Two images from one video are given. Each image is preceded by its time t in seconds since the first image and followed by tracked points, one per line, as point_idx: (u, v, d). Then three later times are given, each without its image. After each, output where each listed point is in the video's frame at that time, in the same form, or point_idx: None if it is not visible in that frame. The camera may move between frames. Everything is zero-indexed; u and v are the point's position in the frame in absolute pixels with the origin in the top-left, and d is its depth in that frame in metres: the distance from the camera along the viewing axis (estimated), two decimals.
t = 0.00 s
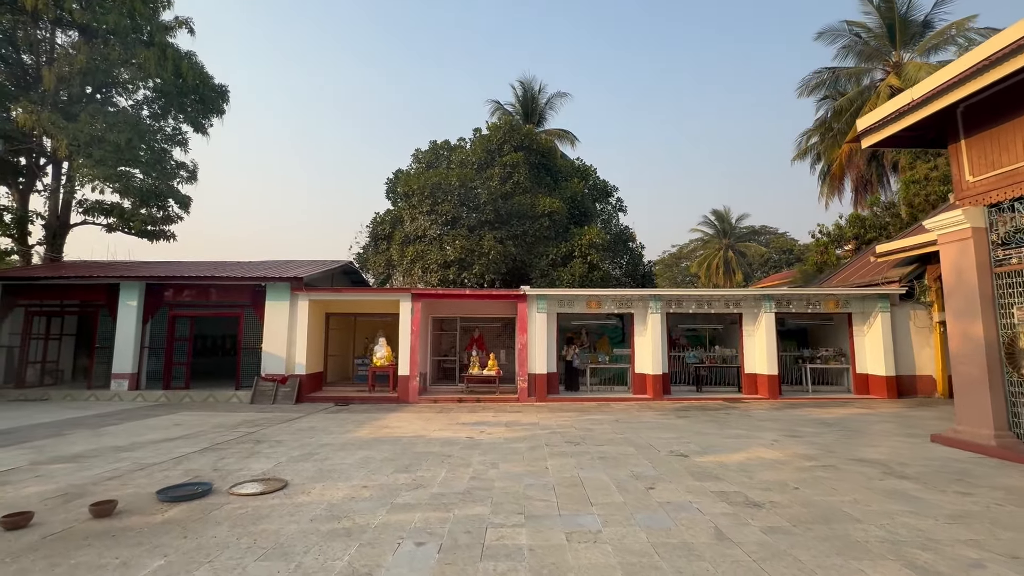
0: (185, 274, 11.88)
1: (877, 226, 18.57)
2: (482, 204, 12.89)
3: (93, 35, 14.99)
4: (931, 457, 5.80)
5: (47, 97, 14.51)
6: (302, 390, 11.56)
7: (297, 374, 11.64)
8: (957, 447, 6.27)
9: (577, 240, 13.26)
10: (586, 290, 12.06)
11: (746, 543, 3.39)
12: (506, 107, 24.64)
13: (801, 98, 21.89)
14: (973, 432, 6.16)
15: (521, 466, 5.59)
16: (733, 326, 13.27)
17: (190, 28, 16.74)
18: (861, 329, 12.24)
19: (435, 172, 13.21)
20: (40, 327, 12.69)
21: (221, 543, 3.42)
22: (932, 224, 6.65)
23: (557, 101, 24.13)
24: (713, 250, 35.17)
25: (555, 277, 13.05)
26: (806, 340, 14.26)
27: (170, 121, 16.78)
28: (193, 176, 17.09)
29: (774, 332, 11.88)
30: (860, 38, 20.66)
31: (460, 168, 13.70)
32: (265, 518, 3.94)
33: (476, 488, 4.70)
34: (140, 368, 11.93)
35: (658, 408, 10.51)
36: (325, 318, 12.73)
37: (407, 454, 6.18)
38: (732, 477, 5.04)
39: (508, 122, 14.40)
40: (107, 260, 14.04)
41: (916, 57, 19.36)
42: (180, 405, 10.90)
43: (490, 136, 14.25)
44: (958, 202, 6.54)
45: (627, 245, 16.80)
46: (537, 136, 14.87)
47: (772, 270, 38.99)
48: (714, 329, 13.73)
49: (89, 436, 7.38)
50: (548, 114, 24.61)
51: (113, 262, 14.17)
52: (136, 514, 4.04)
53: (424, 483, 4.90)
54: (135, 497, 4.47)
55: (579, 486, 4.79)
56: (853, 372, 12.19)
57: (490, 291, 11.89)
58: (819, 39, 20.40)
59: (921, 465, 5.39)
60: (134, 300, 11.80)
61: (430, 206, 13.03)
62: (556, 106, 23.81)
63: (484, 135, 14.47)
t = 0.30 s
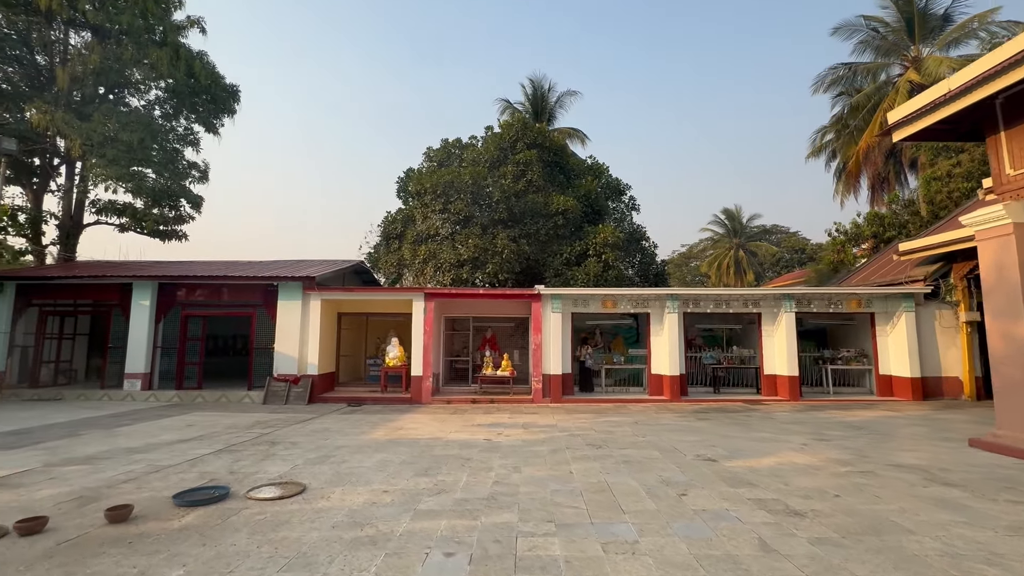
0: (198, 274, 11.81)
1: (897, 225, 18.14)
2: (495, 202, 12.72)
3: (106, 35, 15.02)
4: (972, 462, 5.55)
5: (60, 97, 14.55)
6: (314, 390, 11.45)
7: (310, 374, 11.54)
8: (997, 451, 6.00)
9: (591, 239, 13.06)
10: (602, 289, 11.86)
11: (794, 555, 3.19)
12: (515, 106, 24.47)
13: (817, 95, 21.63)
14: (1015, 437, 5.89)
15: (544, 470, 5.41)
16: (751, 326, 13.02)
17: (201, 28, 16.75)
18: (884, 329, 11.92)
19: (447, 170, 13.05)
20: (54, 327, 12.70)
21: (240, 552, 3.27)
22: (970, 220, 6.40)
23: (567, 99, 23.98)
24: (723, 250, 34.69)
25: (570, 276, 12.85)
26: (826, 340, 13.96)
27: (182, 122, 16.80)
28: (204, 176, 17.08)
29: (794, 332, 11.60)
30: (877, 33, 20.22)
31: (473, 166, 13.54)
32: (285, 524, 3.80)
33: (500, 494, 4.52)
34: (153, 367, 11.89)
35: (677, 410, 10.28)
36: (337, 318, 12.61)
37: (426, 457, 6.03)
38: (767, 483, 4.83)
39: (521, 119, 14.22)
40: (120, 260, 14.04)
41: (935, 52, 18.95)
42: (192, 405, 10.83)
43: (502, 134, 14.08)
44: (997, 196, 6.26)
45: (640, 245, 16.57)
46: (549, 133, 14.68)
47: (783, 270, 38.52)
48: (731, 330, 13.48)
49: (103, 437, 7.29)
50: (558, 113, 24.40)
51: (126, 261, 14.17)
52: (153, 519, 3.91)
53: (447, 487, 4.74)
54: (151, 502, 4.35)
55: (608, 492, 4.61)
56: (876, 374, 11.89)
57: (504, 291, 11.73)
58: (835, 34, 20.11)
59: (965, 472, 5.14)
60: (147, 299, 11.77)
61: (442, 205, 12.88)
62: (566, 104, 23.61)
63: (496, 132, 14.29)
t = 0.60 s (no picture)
0: (217, 273, 11.83)
1: (924, 222, 17.61)
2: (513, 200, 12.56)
3: (126, 38, 15.17)
4: None
5: (82, 99, 14.74)
6: (331, 390, 11.41)
7: (327, 374, 11.50)
8: None
9: (610, 237, 12.85)
10: (621, 288, 11.65)
11: (853, 569, 2.99)
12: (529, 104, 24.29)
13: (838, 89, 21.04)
14: None
15: (573, 474, 5.25)
16: (775, 326, 12.72)
17: (218, 30, 16.87)
18: (915, 330, 11.55)
19: (464, 169, 12.92)
20: (76, 326, 12.83)
21: (269, 557, 3.16)
22: (1015, 214, 6.14)
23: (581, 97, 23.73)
24: (739, 249, 33.84)
25: (588, 275, 12.65)
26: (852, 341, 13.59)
27: (200, 123, 16.97)
28: (222, 176, 17.20)
29: (821, 332, 11.27)
30: (902, 25, 19.58)
31: (489, 164, 13.39)
32: (312, 529, 3.69)
33: (530, 499, 4.37)
34: (173, 367, 11.94)
35: (700, 411, 10.04)
36: (354, 317, 12.57)
37: (449, 459, 5.90)
38: (808, 489, 4.62)
39: (538, 116, 14.04)
40: (139, 261, 14.16)
41: (962, 44, 18.39)
42: (212, 405, 10.84)
43: (519, 132, 13.93)
44: None
45: (657, 243, 16.31)
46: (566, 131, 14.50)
47: (800, 270, 37.81)
48: (754, 330, 13.17)
49: (125, 437, 7.28)
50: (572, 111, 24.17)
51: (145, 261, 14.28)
52: (178, 521, 3.82)
53: (475, 491, 4.60)
54: (175, 504, 4.27)
55: (642, 498, 4.43)
56: (906, 375, 11.52)
57: (522, 290, 11.57)
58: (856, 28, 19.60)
59: (1018, 479, 4.87)
60: (166, 299, 11.83)
61: (459, 203, 12.76)
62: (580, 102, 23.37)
63: (513, 130, 14.14)
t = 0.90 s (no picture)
0: (242, 274, 11.90)
1: (961, 218, 16.89)
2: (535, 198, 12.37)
3: (153, 42, 15.41)
4: None
5: (110, 103, 15.06)
6: (354, 391, 11.38)
7: (350, 374, 11.47)
8: None
9: (634, 235, 12.58)
10: (646, 288, 11.38)
11: None
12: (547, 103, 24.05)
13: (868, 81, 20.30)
14: None
15: (608, 479, 5.06)
16: (807, 326, 12.31)
17: (242, 34, 17.12)
18: (957, 330, 11.04)
19: (486, 167, 12.78)
20: (105, 326, 13.06)
21: (303, 565, 3.05)
22: None
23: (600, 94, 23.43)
24: (760, 248, 32.64)
25: (613, 275, 12.40)
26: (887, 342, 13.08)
27: (224, 125, 17.24)
28: (245, 178, 17.41)
29: (856, 333, 10.85)
30: (936, 14, 18.82)
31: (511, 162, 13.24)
32: (346, 535, 3.57)
33: (568, 506, 4.20)
34: (199, 366, 12.06)
35: (731, 414, 9.74)
36: (376, 317, 12.53)
37: (478, 462, 5.75)
38: (862, 499, 4.35)
39: (560, 113, 13.83)
40: (165, 262, 14.38)
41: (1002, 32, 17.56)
42: (237, 405, 10.89)
43: (541, 129, 13.75)
44: None
45: (681, 241, 15.98)
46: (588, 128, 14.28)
47: (825, 269, 36.82)
48: (784, 331, 12.77)
49: (154, 436, 7.31)
50: (591, 109, 23.89)
51: (172, 263, 14.49)
52: (210, 525, 3.74)
53: (509, 497, 4.43)
54: (206, 506, 4.20)
55: (685, 506, 4.22)
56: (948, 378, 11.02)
57: (545, 290, 11.38)
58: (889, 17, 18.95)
59: None
60: (192, 299, 11.96)
61: (481, 202, 12.62)
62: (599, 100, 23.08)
63: (534, 127, 13.97)
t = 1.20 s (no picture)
0: (272, 273, 12.00)
1: (1013, 212, 15.92)
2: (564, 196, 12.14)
3: (186, 48, 15.72)
4: None
5: (145, 108, 15.41)
6: (383, 390, 11.35)
7: (378, 374, 11.45)
8: None
9: (666, 231, 12.24)
10: (680, 286, 11.02)
11: None
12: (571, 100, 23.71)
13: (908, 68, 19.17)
14: None
15: (653, 485, 4.81)
16: (850, 326, 11.75)
17: (270, 37, 17.34)
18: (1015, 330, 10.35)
19: (513, 165, 12.61)
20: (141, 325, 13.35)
21: (345, 573, 2.91)
22: None
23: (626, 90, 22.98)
24: (790, 246, 31.62)
25: (645, 273, 12.07)
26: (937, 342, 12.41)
27: (254, 128, 17.52)
28: (274, 180, 17.64)
29: (905, 333, 10.27)
30: None
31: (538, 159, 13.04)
32: (386, 541, 3.42)
33: (615, 514, 3.98)
34: (231, 365, 12.22)
35: (772, 417, 9.33)
36: (403, 317, 12.48)
37: (515, 465, 5.57)
38: (937, 511, 4.01)
39: (588, 109, 13.56)
40: (198, 263, 14.64)
41: None
42: (268, 403, 10.97)
43: (569, 125, 13.51)
44: None
45: (713, 238, 15.52)
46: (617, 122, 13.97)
47: (860, 267, 35.48)
48: (825, 330, 12.24)
49: (189, 434, 7.35)
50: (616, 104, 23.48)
51: (204, 263, 14.74)
52: (248, 527, 3.65)
53: (551, 502, 4.24)
54: (243, 507, 4.13)
55: (742, 515, 3.95)
56: (1005, 381, 10.34)
57: (575, 288, 11.13)
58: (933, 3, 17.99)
59: None
60: (224, 299, 12.12)
61: (508, 201, 12.46)
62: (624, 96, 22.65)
63: (561, 123, 13.74)
